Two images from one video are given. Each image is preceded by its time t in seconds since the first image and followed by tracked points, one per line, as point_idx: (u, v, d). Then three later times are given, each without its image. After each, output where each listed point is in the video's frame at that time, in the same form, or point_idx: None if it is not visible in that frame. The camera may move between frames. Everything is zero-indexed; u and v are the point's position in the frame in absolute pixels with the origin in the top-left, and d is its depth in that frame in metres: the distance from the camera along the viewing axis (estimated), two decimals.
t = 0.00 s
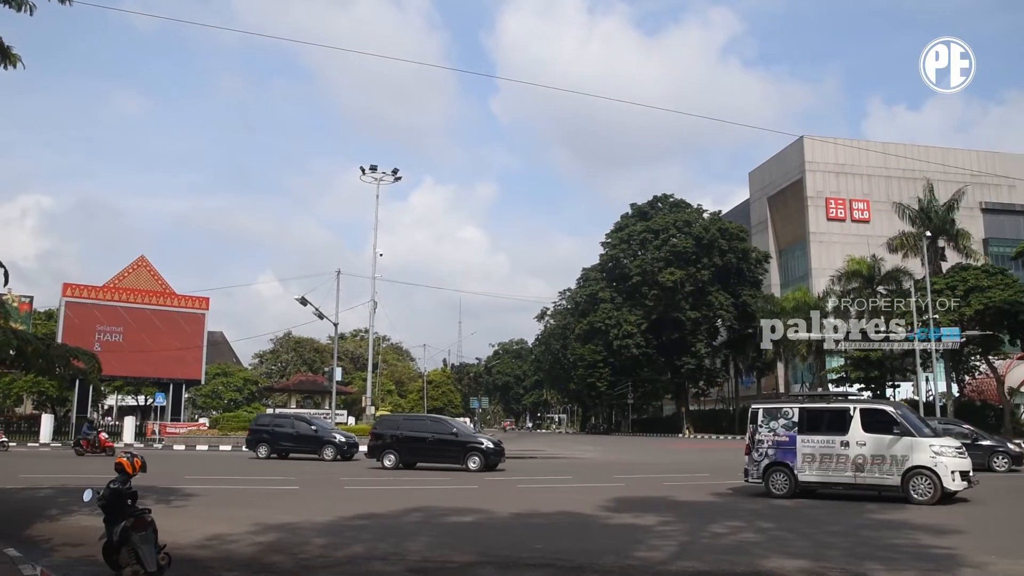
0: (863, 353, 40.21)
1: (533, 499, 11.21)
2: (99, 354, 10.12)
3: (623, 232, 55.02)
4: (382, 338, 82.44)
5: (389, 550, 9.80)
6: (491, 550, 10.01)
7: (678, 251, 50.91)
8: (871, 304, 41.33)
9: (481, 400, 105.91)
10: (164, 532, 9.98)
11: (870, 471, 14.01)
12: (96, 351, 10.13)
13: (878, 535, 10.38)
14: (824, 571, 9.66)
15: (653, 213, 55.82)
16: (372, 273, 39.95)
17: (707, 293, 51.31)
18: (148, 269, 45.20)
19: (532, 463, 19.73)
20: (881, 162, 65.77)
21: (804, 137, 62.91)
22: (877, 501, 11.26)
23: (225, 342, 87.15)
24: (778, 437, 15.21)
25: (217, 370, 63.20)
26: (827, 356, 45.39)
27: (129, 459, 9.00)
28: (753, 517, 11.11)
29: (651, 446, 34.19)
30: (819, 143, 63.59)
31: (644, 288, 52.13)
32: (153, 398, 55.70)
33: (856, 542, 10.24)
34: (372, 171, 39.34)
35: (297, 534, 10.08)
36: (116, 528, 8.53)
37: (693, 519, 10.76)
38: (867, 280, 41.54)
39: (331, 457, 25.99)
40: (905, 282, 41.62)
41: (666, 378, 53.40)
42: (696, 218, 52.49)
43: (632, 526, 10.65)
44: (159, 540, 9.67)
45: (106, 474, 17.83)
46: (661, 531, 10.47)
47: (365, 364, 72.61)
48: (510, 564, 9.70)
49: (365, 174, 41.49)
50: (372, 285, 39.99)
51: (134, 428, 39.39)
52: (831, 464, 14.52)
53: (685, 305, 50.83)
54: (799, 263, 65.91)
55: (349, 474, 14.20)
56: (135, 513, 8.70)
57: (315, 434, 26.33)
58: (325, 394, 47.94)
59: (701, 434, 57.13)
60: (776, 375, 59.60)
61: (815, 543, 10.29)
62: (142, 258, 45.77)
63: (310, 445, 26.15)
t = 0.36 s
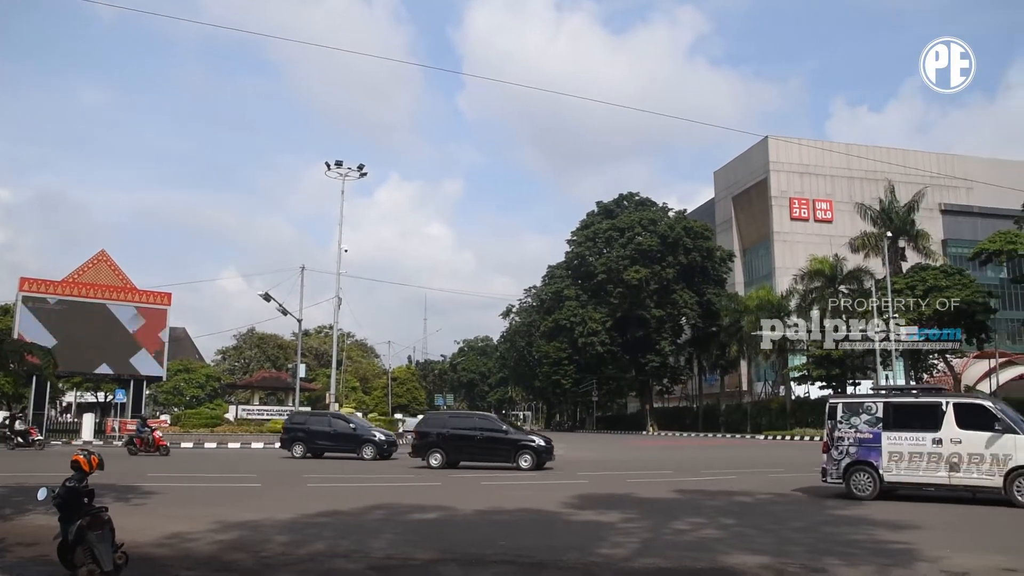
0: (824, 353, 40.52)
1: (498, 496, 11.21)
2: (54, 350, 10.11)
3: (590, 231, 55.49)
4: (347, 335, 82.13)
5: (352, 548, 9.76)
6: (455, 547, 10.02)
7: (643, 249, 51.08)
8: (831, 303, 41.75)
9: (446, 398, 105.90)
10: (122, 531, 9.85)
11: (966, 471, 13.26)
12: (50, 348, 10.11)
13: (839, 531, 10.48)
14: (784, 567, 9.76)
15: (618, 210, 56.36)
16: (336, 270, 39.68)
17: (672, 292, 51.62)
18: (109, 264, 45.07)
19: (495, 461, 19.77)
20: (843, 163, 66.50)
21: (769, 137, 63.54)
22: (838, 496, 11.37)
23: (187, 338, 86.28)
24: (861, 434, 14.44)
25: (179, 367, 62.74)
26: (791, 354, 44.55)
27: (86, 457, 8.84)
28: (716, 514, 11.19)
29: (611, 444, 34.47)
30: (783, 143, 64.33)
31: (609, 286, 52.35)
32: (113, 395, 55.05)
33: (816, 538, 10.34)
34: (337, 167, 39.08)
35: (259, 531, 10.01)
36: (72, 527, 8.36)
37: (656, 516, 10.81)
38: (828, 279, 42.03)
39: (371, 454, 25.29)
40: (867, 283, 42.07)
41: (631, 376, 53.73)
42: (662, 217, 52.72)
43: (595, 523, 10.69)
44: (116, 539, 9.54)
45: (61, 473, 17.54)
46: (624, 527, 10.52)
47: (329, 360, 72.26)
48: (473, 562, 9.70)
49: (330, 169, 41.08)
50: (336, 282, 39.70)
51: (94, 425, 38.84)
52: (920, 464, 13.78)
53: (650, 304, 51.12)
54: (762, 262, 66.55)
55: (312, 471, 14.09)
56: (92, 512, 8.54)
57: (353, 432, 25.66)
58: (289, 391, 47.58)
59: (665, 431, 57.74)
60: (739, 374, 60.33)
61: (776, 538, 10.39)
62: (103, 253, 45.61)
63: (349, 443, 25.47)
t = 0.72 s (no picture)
0: (785, 353, 42.07)
1: (458, 495, 11.20)
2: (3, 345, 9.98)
3: (553, 229, 55.42)
4: (309, 331, 81.53)
5: (309, 546, 9.72)
6: (412, 545, 10.02)
7: (606, 250, 51.26)
8: (793, 304, 42.62)
9: (407, 396, 105.62)
10: (73, 529, 9.71)
11: None
12: None
13: (796, 530, 10.59)
14: (741, 566, 9.86)
15: (582, 211, 56.31)
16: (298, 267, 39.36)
17: (635, 292, 51.95)
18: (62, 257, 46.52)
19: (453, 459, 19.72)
20: (806, 167, 67.30)
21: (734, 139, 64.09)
22: (794, 496, 11.48)
23: (145, 333, 85.15)
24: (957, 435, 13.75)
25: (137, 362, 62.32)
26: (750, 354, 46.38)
27: (37, 453, 8.67)
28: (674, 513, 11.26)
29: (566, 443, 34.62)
30: (747, 146, 65.35)
31: (572, 286, 52.35)
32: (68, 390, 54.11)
33: (772, 537, 10.45)
34: (302, 162, 38.66)
35: (216, 529, 9.92)
36: (21, 526, 8.19)
37: (616, 516, 10.87)
38: (790, 282, 42.84)
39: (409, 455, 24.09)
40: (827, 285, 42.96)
41: (593, 376, 54.03)
42: (626, 217, 52.92)
43: (555, 522, 10.73)
44: (67, 537, 9.39)
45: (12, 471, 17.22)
46: (583, 526, 10.57)
47: (290, 357, 71.78)
48: (432, 560, 9.71)
49: (295, 164, 40.67)
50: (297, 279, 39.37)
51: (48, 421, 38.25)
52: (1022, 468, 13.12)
53: (612, 304, 51.28)
54: (724, 264, 67.14)
55: (271, 470, 14.00)
56: (42, 509, 8.37)
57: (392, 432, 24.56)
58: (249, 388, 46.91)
59: (626, 430, 58.34)
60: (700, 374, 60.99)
61: (734, 538, 10.47)
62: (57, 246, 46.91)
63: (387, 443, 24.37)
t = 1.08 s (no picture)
0: (747, 355, 42.35)
1: (420, 494, 11.21)
2: None
3: (517, 229, 55.36)
4: (270, 329, 81.01)
5: (268, 546, 9.64)
6: (372, 545, 9.99)
7: (570, 249, 51.77)
8: (754, 306, 43.56)
9: (370, 394, 105.46)
10: (26, 530, 9.55)
11: None
12: None
13: (755, 530, 10.67)
14: (700, 565, 9.94)
15: (546, 211, 56.39)
16: (260, 264, 39.07)
17: (598, 292, 52.33)
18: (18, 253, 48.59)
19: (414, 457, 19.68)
20: (769, 171, 68.08)
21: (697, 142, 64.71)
22: (755, 495, 11.54)
23: (103, 329, 83.94)
24: None
25: (94, 359, 61.69)
26: (712, 355, 46.72)
27: None
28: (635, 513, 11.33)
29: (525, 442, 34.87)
30: (710, 149, 65.97)
31: (536, 285, 52.43)
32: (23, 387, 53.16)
33: (732, 537, 10.51)
34: (265, 158, 38.30)
35: (173, 529, 9.82)
36: None
37: (577, 515, 10.92)
38: (751, 283, 43.81)
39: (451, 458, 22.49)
40: (788, 287, 43.70)
41: (556, 375, 54.39)
42: (590, 217, 53.38)
43: (516, 521, 10.75)
44: (19, 538, 9.22)
45: None
46: (544, 526, 10.60)
47: (252, 355, 71.26)
48: (392, 559, 9.69)
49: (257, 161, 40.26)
50: (260, 277, 39.14)
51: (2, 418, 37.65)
52: None
53: (576, 304, 51.57)
54: (687, 265, 67.68)
55: (230, 469, 13.90)
56: None
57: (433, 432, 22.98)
58: (208, 386, 46.30)
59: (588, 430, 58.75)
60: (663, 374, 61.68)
61: (694, 537, 10.53)
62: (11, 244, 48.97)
63: (426, 446, 22.85)
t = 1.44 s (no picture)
0: (707, 355, 43.05)
1: (381, 494, 11.19)
2: None
3: (480, 228, 55.55)
4: (230, 327, 80.39)
5: (224, 546, 9.55)
6: (330, 545, 9.95)
7: (533, 249, 52.17)
8: (716, 307, 44.14)
9: (331, 392, 105.16)
10: None
11: None
12: None
13: (714, 529, 10.72)
14: (659, 564, 10.00)
15: (510, 210, 56.50)
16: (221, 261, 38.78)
17: (561, 293, 52.78)
18: None
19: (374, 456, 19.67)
20: (730, 173, 68.93)
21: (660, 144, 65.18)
22: (715, 495, 11.61)
23: (59, 326, 82.56)
24: None
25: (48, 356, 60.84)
26: (673, 356, 47.03)
27: None
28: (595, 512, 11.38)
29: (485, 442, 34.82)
30: (673, 151, 66.46)
31: (499, 284, 52.66)
32: None
33: (691, 535, 10.56)
34: (226, 154, 37.96)
35: (128, 529, 9.71)
36: None
37: (537, 514, 10.96)
38: (713, 284, 44.35)
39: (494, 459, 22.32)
40: (748, 288, 44.48)
41: (518, 374, 54.65)
42: (553, 217, 53.99)
43: (476, 520, 10.78)
44: None
45: None
46: (504, 525, 10.64)
47: (211, 353, 70.62)
48: (350, 559, 9.66)
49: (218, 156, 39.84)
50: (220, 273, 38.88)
51: None
52: None
53: (539, 304, 51.84)
54: (649, 266, 68.11)
55: (187, 468, 13.81)
56: None
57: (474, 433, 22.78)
58: (166, 384, 45.84)
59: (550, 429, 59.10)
60: (625, 374, 62.22)
61: (653, 536, 10.59)
62: None
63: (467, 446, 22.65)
